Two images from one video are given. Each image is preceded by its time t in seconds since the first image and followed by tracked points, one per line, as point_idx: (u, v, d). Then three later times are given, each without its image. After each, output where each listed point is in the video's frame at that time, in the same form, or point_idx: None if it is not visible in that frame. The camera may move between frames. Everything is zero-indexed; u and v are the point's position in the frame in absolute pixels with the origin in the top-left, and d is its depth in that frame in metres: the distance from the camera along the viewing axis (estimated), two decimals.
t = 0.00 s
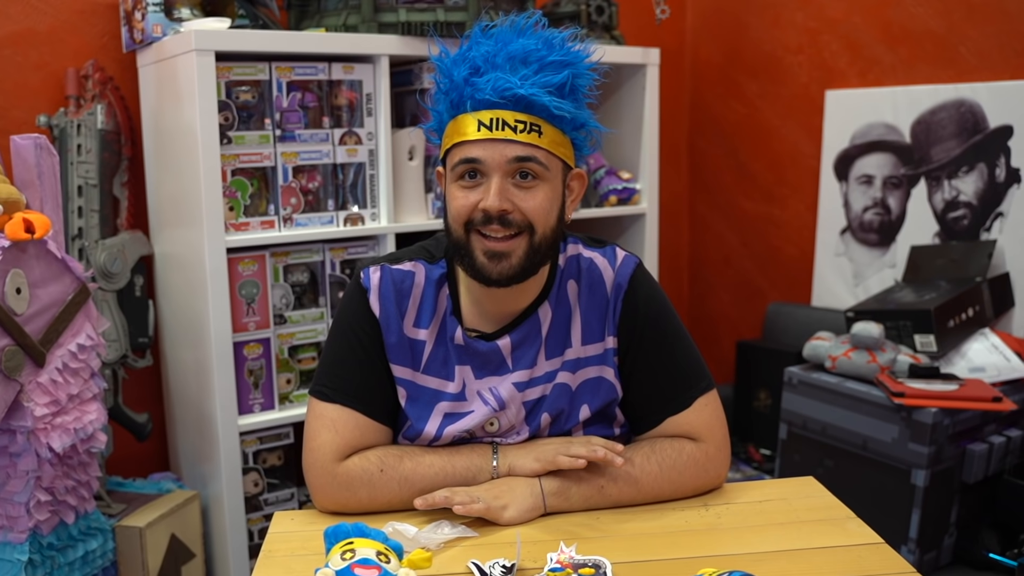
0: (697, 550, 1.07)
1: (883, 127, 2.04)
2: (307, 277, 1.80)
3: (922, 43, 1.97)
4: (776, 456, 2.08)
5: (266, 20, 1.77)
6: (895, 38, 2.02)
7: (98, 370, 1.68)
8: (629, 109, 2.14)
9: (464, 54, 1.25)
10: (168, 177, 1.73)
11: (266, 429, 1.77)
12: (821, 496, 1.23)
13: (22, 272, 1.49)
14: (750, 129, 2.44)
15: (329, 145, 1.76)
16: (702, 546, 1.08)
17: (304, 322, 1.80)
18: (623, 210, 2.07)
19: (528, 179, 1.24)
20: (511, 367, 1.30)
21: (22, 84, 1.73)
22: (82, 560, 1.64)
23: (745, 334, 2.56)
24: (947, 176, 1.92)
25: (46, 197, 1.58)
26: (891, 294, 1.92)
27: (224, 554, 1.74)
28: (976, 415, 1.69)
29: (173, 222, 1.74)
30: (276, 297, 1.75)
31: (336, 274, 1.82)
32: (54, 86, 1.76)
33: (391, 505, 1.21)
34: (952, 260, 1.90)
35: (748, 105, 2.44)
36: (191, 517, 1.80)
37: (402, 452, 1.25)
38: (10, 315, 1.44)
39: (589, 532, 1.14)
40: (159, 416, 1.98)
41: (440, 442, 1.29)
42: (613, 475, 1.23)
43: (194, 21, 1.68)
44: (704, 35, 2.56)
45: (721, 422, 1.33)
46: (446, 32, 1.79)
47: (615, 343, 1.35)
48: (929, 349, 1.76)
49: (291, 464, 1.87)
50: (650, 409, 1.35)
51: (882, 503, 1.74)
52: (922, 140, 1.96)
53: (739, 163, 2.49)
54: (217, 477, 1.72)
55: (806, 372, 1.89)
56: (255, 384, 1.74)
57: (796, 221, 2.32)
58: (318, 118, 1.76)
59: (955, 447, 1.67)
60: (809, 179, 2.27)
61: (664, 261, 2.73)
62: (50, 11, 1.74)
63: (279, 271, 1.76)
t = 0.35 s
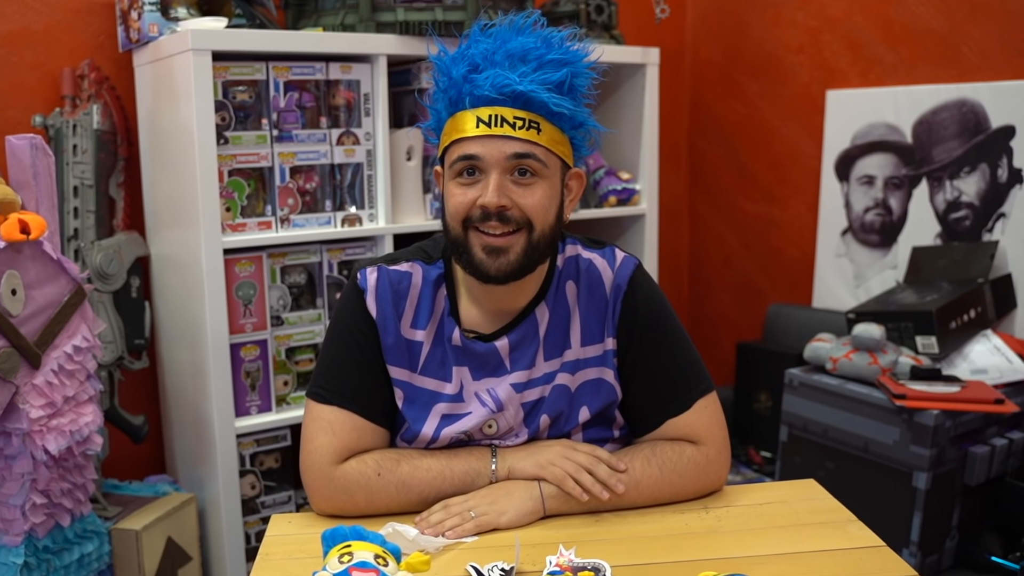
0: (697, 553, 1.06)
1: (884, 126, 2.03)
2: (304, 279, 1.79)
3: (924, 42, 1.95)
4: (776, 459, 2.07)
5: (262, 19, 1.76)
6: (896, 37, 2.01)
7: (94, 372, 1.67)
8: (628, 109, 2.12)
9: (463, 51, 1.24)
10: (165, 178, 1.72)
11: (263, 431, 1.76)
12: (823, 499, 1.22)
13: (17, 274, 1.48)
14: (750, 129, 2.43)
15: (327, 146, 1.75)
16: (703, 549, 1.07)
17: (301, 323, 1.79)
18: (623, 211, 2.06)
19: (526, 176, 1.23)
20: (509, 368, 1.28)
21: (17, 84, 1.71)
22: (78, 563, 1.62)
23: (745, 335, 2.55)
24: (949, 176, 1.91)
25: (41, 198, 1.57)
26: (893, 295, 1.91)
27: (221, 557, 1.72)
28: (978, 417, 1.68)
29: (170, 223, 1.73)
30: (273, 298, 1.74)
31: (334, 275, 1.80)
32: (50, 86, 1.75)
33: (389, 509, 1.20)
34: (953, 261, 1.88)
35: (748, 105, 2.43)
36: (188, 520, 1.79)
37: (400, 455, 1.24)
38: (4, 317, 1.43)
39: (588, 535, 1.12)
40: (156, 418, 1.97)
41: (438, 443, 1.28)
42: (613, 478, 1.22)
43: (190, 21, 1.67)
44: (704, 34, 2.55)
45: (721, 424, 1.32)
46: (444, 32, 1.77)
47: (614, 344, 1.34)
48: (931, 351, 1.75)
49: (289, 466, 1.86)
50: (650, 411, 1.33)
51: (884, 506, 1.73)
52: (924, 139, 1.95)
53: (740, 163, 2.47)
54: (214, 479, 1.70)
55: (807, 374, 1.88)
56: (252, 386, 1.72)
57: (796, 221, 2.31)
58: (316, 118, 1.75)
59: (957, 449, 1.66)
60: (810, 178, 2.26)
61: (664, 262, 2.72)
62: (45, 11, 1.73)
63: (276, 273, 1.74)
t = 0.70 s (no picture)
0: (698, 556, 1.05)
1: (886, 127, 2.02)
2: (302, 280, 1.77)
3: (926, 42, 1.94)
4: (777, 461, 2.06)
5: (260, 18, 1.75)
6: (898, 37, 2.00)
7: (90, 374, 1.66)
8: (628, 108, 2.11)
9: (460, 51, 1.23)
10: (162, 179, 1.71)
11: (260, 433, 1.74)
12: (824, 501, 1.21)
13: (13, 275, 1.47)
14: (751, 129, 2.41)
15: (324, 146, 1.73)
16: (703, 552, 1.06)
17: (299, 325, 1.77)
18: (623, 211, 2.04)
19: (525, 176, 1.21)
20: (508, 369, 1.27)
21: (13, 84, 1.70)
22: (73, 566, 1.62)
23: (746, 337, 2.53)
24: (951, 177, 1.90)
25: (37, 199, 1.56)
26: (894, 296, 1.90)
27: (218, 560, 1.71)
28: (980, 419, 1.67)
29: (167, 224, 1.71)
30: (271, 300, 1.73)
31: (332, 276, 1.79)
32: (46, 86, 1.74)
33: (387, 512, 1.19)
34: (955, 262, 1.87)
35: (749, 105, 2.42)
36: (185, 523, 1.78)
37: (398, 458, 1.23)
38: None
39: (587, 538, 1.11)
40: (153, 420, 1.95)
41: (436, 445, 1.27)
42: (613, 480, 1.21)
43: (187, 20, 1.66)
44: (704, 33, 2.54)
45: (721, 426, 1.31)
46: (442, 31, 1.76)
47: (614, 346, 1.33)
48: (933, 352, 1.74)
49: (286, 469, 1.83)
50: (650, 413, 1.32)
51: (885, 508, 1.71)
52: (925, 140, 1.94)
53: (740, 163, 2.46)
54: (211, 482, 1.69)
55: (808, 375, 1.87)
56: (249, 388, 1.71)
57: (798, 222, 2.30)
58: (313, 118, 1.74)
59: (959, 451, 1.65)
60: (811, 179, 2.25)
61: (664, 263, 2.71)
62: (41, 10, 1.72)
63: (273, 274, 1.73)
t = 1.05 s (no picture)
0: (699, 559, 1.04)
1: (887, 127, 2.01)
2: (300, 280, 1.76)
3: (928, 41, 1.93)
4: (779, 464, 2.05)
5: (257, 17, 1.74)
6: (900, 36, 1.99)
7: (86, 376, 1.64)
8: (628, 107, 2.10)
9: (458, 51, 1.22)
10: (158, 179, 1.70)
11: (258, 435, 1.73)
12: (825, 503, 1.20)
13: (8, 275, 1.47)
14: (752, 129, 2.40)
15: (322, 146, 1.72)
16: (704, 554, 1.05)
17: (297, 326, 1.76)
18: (622, 212, 2.03)
19: (524, 176, 1.20)
20: (507, 370, 1.26)
21: (9, 83, 1.69)
22: (69, 569, 1.61)
23: (747, 338, 2.52)
24: (953, 177, 1.89)
25: (33, 199, 1.55)
26: (896, 297, 1.89)
27: (215, 562, 1.70)
28: (983, 420, 1.65)
29: (163, 224, 1.70)
30: (269, 301, 1.71)
31: (330, 277, 1.78)
32: (41, 85, 1.73)
33: (385, 514, 1.18)
34: (957, 262, 1.86)
35: (750, 105, 2.41)
36: (182, 525, 1.76)
37: (396, 460, 1.22)
38: None
39: (587, 540, 1.10)
40: (149, 421, 1.94)
41: (434, 447, 1.25)
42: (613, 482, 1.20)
43: (183, 19, 1.65)
44: (705, 32, 2.53)
45: (721, 428, 1.29)
46: (440, 30, 1.75)
47: (614, 347, 1.32)
48: (935, 353, 1.73)
49: (284, 470, 1.83)
50: (649, 414, 1.31)
51: (887, 511, 1.70)
52: (927, 140, 1.93)
53: (742, 164, 2.45)
54: (208, 484, 1.68)
55: (809, 377, 1.85)
56: (246, 390, 1.70)
57: (799, 222, 2.29)
58: (311, 118, 1.73)
59: (961, 453, 1.64)
60: (812, 179, 2.24)
61: (665, 264, 2.69)
62: (37, 9, 1.71)
63: (271, 274, 1.72)
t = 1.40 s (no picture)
0: (700, 561, 1.03)
1: (889, 126, 2.00)
2: (297, 281, 1.75)
3: (930, 40, 1.92)
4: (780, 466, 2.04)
5: (255, 16, 1.72)
6: (902, 35, 1.97)
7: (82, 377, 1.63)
8: (629, 106, 2.09)
9: (457, 50, 1.21)
10: (155, 179, 1.69)
11: (255, 437, 1.71)
12: (827, 506, 1.18)
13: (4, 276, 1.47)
14: (753, 129, 2.39)
15: (320, 145, 1.71)
16: (706, 557, 1.04)
17: (294, 327, 1.75)
18: (622, 212, 2.02)
19: (523, 176, 1.19)
20: (506, 372, 1.25)
21: (5, 83, 1.68)
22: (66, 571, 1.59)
23: (748, 340, 2.51)
24: (955, 177, 1.88)
25: (29, 199, 1.54)
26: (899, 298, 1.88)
27: (212, 565, 1.68)
28: (985, 422, 1.64)
29: (160, 224, 1.69)
30: (266, 301, 1.70)
31: (328, 277, 1.77)
32: (37, 85, 1.71)
33: (383, 516, 1.17)
34: (960, 263, 1.85)
35: (751, 104, 2.39)
36: (179, 527, 1.75)
37: (394, 462, 1.20)
38: None
39: (587, 543, 1.09)
40: (146, 423, 1.93)
41: (433, 449, 1.24)
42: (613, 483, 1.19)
43: (180, 18, 1.64)
44: (705, 31, 2.52)
45: (722, 430, 1.28)
46: (439, 30, 1.73)
47: (614, 348, 1.31)
48: (937, 354, 1.72)
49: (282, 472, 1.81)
50: (650, 416, 1.30)
51: (888, 513, 1.69)
52: (929, 139, 1.92)
53: (743, 164, 2.44)
54: (205, 486, 1.66)
55: (811, 378, 1.84)
56: (243, 391, 1.69)
57: (800, 222, 2.28)
58: (309, 117, 1.71)
59: (963, 455, 1.63)
60: (813, 179, 2.23)
61: (665, 264, 2.68)
62: (33, 7, 1.70)
63: (268, 275, 1.71)
